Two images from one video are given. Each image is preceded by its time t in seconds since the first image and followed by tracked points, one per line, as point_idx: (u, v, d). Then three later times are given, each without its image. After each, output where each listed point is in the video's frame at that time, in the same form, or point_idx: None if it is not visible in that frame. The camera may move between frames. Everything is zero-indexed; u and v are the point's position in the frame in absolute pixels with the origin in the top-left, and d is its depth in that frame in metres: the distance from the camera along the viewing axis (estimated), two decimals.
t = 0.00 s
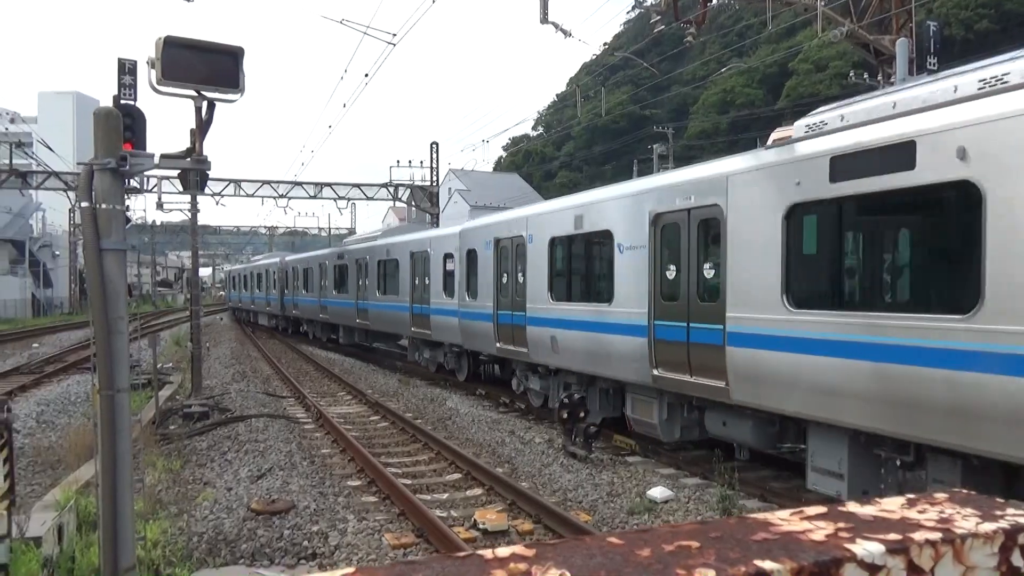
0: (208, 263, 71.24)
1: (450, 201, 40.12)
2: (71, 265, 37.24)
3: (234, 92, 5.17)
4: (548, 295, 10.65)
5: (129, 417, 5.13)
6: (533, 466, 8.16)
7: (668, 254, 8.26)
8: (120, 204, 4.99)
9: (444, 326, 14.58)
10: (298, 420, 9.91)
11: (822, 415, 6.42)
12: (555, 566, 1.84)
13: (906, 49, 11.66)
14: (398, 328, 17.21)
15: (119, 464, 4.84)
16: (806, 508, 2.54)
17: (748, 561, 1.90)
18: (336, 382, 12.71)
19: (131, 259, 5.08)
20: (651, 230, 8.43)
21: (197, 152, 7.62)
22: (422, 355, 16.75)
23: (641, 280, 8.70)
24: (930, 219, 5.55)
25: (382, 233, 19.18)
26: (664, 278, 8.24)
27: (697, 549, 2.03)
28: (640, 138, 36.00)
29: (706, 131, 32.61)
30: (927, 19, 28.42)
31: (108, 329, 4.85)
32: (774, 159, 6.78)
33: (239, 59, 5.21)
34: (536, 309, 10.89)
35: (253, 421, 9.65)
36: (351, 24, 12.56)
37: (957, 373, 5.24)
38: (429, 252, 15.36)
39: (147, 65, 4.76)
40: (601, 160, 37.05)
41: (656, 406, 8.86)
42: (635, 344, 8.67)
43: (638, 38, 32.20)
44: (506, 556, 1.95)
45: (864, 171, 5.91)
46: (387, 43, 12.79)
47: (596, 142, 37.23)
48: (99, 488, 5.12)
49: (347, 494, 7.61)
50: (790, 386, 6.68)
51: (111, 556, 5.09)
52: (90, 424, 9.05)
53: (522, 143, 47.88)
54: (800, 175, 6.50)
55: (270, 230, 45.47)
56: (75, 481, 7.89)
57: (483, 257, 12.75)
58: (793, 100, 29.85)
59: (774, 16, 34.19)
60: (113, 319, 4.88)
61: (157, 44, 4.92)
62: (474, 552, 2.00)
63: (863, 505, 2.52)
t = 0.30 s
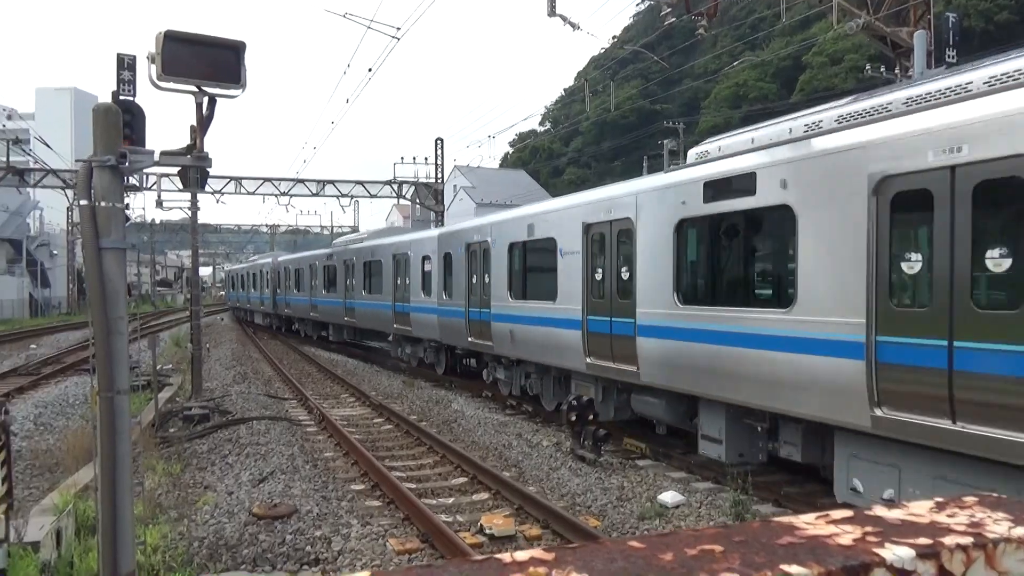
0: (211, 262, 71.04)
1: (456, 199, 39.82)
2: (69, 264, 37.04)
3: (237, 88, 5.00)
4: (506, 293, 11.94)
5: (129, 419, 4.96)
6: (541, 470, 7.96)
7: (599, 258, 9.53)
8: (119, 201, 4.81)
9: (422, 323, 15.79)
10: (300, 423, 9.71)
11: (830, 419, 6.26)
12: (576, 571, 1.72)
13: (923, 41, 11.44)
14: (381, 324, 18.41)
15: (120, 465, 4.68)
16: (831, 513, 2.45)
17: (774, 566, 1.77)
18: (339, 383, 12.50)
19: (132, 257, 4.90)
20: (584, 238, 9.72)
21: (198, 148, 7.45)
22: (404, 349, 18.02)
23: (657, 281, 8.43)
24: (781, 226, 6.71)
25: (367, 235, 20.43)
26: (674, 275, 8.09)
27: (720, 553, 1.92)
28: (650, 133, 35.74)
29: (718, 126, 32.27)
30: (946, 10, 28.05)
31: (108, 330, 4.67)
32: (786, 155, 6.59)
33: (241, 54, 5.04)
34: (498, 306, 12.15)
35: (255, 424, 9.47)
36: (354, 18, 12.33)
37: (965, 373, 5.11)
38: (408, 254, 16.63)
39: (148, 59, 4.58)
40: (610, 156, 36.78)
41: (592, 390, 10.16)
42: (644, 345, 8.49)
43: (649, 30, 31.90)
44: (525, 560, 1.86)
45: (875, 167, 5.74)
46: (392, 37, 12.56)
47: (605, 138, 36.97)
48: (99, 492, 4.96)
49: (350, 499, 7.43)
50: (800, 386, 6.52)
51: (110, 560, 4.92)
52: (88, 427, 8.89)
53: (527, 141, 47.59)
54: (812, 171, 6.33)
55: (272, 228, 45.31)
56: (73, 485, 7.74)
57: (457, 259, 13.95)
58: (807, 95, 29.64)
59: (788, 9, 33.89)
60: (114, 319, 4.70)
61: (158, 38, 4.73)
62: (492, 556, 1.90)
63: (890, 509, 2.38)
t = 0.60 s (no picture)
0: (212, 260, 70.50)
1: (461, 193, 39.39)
2: (62, 261, 36.51)
3: (234, 79, 4.67)
4: (475, 292, 13.10)
5: (125, 422, 4.70)
6: (551, 476, 7.64)
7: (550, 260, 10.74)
8: (116, 197, 4.53)
9: (403, 320, 16.93)
10: (302, 426, 9.43)
11: (853, 422, 6.03)
12: None
13: (951, 29, 11.14)
14: (366, 322, 19.68)
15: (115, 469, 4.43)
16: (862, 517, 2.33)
17: (807, 573, 1.73)
18: (341, 386, 12.21)
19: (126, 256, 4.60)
20: (538, 241, 10.89)
21: (195, 142, 7.14)
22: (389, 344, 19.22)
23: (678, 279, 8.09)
24: (676, 233, 7.98)
25: (352, 236, 21.66)
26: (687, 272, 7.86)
27: (748, 559, 1.83)
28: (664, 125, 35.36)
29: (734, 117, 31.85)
30: None
31: (102, 331, 4.39)
32: (808, 146, 6.36)
33: (240, 44, 4.71)
34: (470, 303, 13.25)
35: (254, 428, 9.19)
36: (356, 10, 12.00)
37: (1002, 376, 4.91)
38: (389, 255, 17.79)
39: (141, 51, 4.29)
40: (621, 149, 36.34)
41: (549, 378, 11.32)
42: (655, 344, 8.28)
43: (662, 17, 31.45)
44: (544, 566, 1.81)
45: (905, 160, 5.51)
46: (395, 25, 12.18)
47: (616, 130, 36.55)
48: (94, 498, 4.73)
49: (353, 505, 7.16)
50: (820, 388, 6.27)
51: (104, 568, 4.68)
52: (82, 430, 8.61)
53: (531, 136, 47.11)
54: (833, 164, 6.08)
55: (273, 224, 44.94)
56: (67, 491, 7.48)
57: (436, 259, 15.01)
58: (827, 83, 29.56)
59: None
60: (108, 319, 4.41)
61: (153, 27, 4.44)
62: (508, 562, 1.85)
63: (925, 514, 2.29)
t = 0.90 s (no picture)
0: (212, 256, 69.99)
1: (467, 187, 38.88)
2: (55, 259, 36.05)
3: (234, 69, 4.37)
4: (449, 289, 14.17)
5: (122, 426, 4.42)
6: (562, 480, 7.36)
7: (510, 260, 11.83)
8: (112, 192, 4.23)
9: (386, 316, 17.98)
10: (303, 429, 9.16)
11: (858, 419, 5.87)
12: None
13: (978, 16, 10.86)
14: (351, 318, 20.73)
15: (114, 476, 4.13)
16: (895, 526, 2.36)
17: None
18: (345, 387, 11.95)
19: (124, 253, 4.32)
20: (501, 242, 11.89)
21: (194, 135, 6.88)
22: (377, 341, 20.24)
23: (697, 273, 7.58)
24: (602, 237, 9.07)
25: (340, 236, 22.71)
26: (703, 269, 7.42)
27: (780, 569, 1.91)
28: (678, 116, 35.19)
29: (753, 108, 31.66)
30: None
31: (98, 331, 4.12)
32: (831, 134, 5.94)
33: (241, 34, 4.41)
34: (445, 299, 14.26)
35: (254, 430, 8.92)
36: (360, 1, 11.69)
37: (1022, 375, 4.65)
38: (373, 256, 18.85)
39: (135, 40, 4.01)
40: (635, 141, 35.91)
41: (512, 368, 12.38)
42: (667, 344, 7.87)
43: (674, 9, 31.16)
44: None
45: (948, 145, 5.09)
46: (400, 16, 11.83)
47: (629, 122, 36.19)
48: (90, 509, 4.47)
49: (357, 511, 6.89)
50: (849, 392, 5.90)
51: None
52: (78, 433, 8.36)
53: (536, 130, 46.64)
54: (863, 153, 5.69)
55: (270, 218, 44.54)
56: (63, 495, 7.25)
57: (416, 258, 16.05)
58: (850, 73, 29.52)
59: None
60: (104, 320, 4.12)
61: (149, 18, 4.16)
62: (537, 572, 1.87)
63: (959, 523, 2.33)
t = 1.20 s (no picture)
0: (214, 254, 69.48)
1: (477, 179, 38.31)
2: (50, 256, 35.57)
3: (234, 60, 4.08)
4: (429, 286, 15.23)
5: (121, 428, 4.20)
6: (574, 486, 7.07)
7: (480, 260, 13.02)
8: (110, 187, 4.02)
9: (372, 313, 18.97)
10: (306, 432, 8.90)
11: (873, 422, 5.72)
12: None
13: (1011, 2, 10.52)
14: (340, 315, 21.66)
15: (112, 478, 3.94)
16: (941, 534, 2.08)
17: None
18: (349, 389, 11.68)
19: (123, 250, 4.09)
20: (472, 244, 13.12)
21: (194, 127, 6.60)
22: (364, 336, 21.29)
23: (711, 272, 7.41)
24: (554, 240, 10.31)
25: (331, 234, 23.73)
26: (725, 264, 7.18)
27: None
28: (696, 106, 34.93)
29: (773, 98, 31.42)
30: None
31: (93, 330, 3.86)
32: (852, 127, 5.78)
33: (242, 22, 4.11)
34: (426, 296, 15.32)
35: (256, 433, 8.67)
36: None
37: None
38: (358, 255, 19.93)
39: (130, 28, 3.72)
40: (650, 133, 35.52)
41: (484, 360, 13.44)
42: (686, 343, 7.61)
43: None
44: None
45: (1003, 132, 4.75)
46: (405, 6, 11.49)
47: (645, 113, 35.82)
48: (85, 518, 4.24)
49: (362, 517, 6.63)
50: (889, 394, 5.58)
51: None
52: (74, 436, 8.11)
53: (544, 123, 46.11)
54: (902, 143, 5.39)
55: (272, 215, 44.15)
56: (59, 499, 7.01)
57: (400, 257, 17.06)
58: (876, 60, 29.06)
59: None
60: (102, 318, 3.88)
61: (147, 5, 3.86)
62: None
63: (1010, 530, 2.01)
